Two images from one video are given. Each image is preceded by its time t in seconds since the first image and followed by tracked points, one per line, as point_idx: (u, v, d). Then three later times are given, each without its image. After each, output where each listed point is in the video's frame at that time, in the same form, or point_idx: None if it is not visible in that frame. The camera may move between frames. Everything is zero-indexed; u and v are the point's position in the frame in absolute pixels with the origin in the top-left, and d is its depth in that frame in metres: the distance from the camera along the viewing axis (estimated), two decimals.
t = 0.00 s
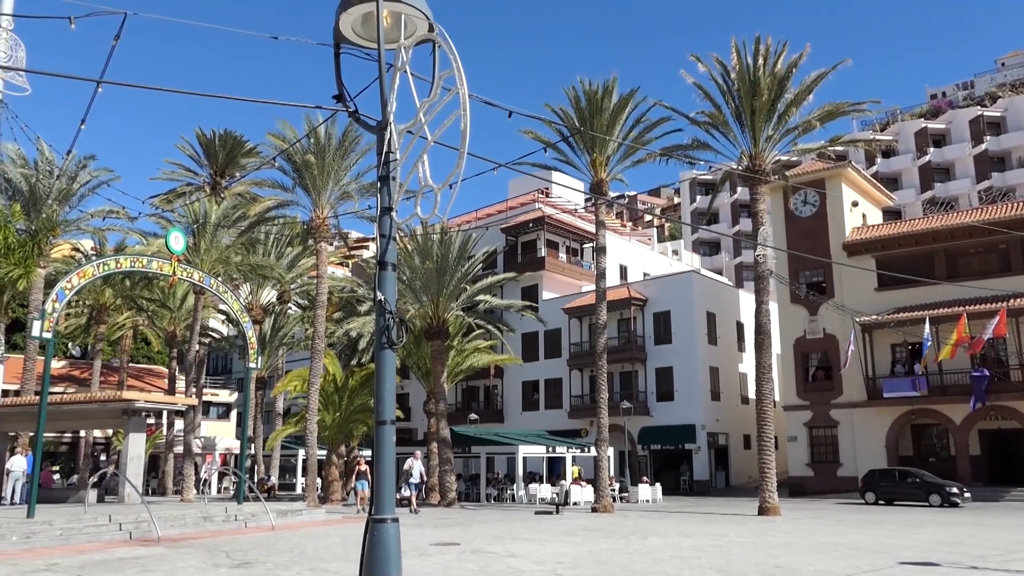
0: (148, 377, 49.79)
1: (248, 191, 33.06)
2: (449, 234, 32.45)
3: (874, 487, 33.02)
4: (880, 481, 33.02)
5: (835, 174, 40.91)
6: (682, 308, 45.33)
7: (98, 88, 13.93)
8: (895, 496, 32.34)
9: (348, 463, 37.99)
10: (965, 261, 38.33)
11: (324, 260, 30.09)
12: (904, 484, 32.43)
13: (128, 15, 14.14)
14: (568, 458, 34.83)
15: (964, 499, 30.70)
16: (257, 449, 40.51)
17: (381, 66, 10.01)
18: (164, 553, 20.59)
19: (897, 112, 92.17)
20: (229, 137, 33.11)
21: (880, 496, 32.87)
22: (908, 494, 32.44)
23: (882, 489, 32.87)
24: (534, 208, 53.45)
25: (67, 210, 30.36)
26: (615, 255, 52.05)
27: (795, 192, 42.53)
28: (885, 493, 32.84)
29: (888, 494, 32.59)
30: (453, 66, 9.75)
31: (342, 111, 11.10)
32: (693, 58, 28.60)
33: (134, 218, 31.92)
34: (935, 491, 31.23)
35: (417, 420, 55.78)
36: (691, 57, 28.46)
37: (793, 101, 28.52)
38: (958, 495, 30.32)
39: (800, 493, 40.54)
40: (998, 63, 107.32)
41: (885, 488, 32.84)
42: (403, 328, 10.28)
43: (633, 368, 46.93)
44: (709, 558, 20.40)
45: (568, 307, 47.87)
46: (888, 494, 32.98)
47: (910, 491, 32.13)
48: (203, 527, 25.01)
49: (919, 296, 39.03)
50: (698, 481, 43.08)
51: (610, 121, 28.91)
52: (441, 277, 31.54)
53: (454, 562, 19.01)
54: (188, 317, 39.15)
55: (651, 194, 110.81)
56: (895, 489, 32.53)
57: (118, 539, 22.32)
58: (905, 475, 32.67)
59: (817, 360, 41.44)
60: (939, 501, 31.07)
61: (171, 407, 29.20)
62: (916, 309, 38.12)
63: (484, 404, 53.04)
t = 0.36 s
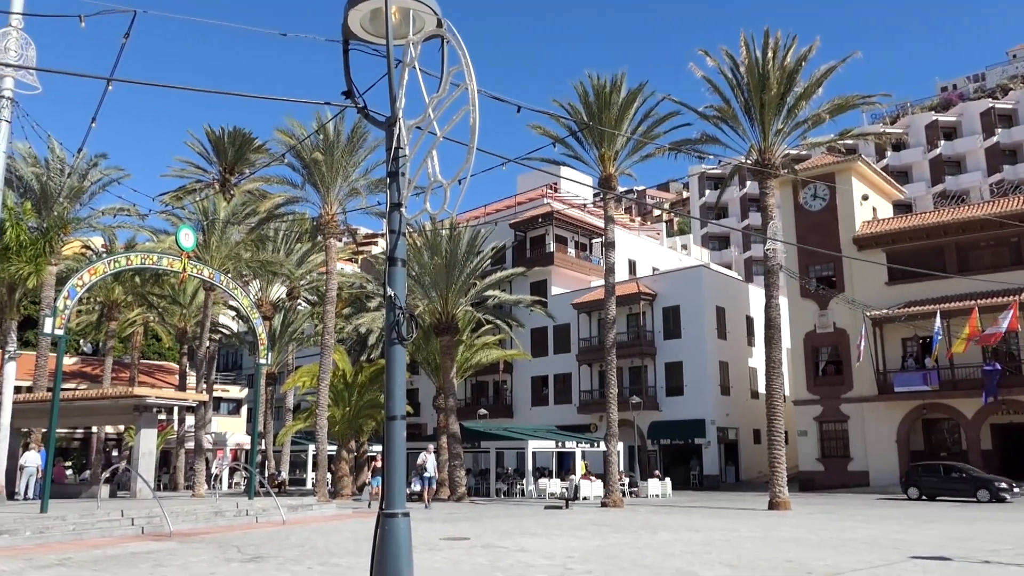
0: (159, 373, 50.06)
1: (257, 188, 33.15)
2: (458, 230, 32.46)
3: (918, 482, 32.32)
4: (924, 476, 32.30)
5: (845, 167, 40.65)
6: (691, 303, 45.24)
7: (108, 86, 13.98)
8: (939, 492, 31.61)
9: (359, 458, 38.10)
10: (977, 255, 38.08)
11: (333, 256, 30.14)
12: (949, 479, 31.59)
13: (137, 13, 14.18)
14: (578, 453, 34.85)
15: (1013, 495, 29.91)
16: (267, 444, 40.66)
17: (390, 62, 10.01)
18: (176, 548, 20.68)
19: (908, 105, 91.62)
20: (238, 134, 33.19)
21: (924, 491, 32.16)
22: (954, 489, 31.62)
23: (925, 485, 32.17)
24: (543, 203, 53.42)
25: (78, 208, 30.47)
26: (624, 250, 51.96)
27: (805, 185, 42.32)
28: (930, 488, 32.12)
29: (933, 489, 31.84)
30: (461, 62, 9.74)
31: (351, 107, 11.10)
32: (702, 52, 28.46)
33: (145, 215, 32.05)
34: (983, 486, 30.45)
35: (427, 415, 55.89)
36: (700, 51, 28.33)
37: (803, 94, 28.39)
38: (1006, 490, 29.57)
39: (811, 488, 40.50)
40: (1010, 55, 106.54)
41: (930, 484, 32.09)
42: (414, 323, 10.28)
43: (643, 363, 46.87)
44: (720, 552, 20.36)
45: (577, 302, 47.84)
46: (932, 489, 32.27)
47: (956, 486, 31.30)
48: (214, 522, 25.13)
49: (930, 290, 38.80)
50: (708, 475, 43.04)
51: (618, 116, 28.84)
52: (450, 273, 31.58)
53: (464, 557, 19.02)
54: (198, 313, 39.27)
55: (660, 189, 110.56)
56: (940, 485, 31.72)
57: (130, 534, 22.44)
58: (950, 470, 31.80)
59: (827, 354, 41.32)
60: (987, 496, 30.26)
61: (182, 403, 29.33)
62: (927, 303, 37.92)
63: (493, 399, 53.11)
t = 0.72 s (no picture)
0: (171, 373, 50.26)
1: (268, 189, 33.25)
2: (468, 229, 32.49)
3: (967, 482, 31.40)
4: (973, 475, 31.41)
5: (856, 164, 40.42)
6: (702, 301, 45.12)
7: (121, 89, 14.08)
8: (992, 491, 30.74)
9: (370, 457, 38.16)
10: (989, 251, 37.82)
11: (343, 256, 30.19)
12: (1001, 478, 30.82)
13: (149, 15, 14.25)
14: (589, 452, 34.78)
15: None
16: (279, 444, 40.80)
17: (400, 62, 10.01)
18: (190, 548, 20.77)
19: (919, 100, 91.07)
20: (249, 135, 33.30)
21: (974, 491, 31.28)
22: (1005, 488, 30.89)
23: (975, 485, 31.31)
24: (553, 202, 53.41)
25: (90, 209, 30.59)
26: (634, 248, 51.87)
27: (816, 182, 42.12)
28: (979, 488, 31.29)
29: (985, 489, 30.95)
30: (471, 61, 9.72)
31: (361, 107, 11.11)
32: (711, 49, 28.34)
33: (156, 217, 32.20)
34: None
35: (438, 414, 56.01)
36: (710, 47, 28.22)
37: (814, 91, 28.29)
38: None
39: (823, 486, 40.36)
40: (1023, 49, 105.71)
41: (980, 483, 31.24)
42: (425, 323, 10.29)
43: (653, 362, 46.80)
44: (732, 551, 20.31)
45: (587, 300, 47.81)
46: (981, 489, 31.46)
47: (1010, 485, 30.54)
48: (227, 522, 25.23)
49: (943, 287, 38.59)
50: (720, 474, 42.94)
51: (628, 114, 28.78)
52: (460, 272, 31.58)
53: (477, 556, 19.01)
54: (210, 314, 39.44)
55: (670, 186, 110.39)
56: (991, 484, 30.91)
57: (144, 534, 22.54)
58: (1002, 468, 31.07)
59: (839, 352, 41.16)
60: None
61: (194, 404, 29.46)
62: (940, 300, 37.72)
63: (504, 398, 53.12)
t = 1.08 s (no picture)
0: (186, 368, 50.59)
1: (280, 184, 33.35)
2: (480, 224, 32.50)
3: None
4: None
5: (869, 156, 40.16)
6: (715, 295, 44.98)
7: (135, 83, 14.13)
8: None
9: (383, 452, 38.28)
10: (1005, 243, 37.55)
11: (356, 252, 30.26)
12: None
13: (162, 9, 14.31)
14: (602, 446, 34.78)
15: None
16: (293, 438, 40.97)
17: (412, 56, 10.02)
18: (205, 541, 20.92)
19: (934, 92, 90.32)
20: (261, 131, 33.41)
21: None
22: None
23: None
24: (565, 196, 53.36)
25: (106, 206, 30.80)
26: (647, 242, 51.75)
27: (829, 175, 41.87)
28: None
29: None
30: (483, 55, 9.72)
31: (374, 101, 11.13)
32: (724, 42, 28.20)
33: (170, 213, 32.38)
34: None
35: (451, 409, 56.15)
36: (722, 40, 28.08)
37: (828, 83, 28.13)
38: None
39: (837, 480, 40.23)
40: None
41: None
42: (438, 317, 10.30)
43: (666, 356, 46.72)
44: (745, 545, 20.28)
45: (600, 295, 47.76)
46: None
47: None
48: (242, 516, 25.38)
49: (958, 280, 38.38)
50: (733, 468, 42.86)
51: (640, 108, 28.70)
52: (472, 267, 31.58)
53: (490, 550, 19.07)
54: (223, 309, 39.65)
55: (682, 180, 110.08)
56: None
57: (159, 528, 22.72)
58: None
59: (853, 346, 40.98)
60: None
61: (209, 398, 29.63)
62: (955, 293, 37.47)
63: (516, 393, 53.18)
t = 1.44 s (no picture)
0: (199, 366, 50.87)
1: (292, 182, 33.43)
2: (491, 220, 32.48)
3: None
4: None
5: (882, 150, 39.89)
6: (727, 290, 44.82)
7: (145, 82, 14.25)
8: None
9: (396, 448, 38.34)
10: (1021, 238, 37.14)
11: (367, 249, 30.27)
12: None
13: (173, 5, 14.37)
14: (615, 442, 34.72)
15: None
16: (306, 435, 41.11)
17: (423, 52, 10.00)
18: (219, 538, 20.99)
19: (947, 85, 89.64)
20: (272, 129, 33.50)
21: None
22: None
23: None
24: (576, 192, 53.29)
25: (119, 204, 30.98)
26: (658, 238, 51.61)
27: (842, 169, 41.63)
28: None
29: None
30: (494, 50, 9.67)
31: (385, 98, 11.11)
32: (735, 36, 28.05)
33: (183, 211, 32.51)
34: None
35: (463, 405, 56.23)
36: (733, 34, 27.93)
37: (840, 77, 27.96)
38: None
39: (851, 475, 40.05)
40: None
41: None
42: (451, 313, 10.28)
43: (678, 352, 46.59)
44: (758, 541, 20.20)
45: (612, 291, 47.70)
46: None
47: None
48: (256, 513, 25.48)
49: (973, 275, 38.05)
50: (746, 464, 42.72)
51: (651, 103, 28.60)
52: (484, 264, 31.56)
53: (503, 546, 19.08)
54: (236, 307, 39.84)
55: (694, 175, 109.80)
56: None
57: (174, 525, 22.83)
58: None
59: (866, 341, 40.76)
60: None
61: (222, 396, 29.74)
62: (970, 287, 37.19)
63: (528, 389, 53.19)
